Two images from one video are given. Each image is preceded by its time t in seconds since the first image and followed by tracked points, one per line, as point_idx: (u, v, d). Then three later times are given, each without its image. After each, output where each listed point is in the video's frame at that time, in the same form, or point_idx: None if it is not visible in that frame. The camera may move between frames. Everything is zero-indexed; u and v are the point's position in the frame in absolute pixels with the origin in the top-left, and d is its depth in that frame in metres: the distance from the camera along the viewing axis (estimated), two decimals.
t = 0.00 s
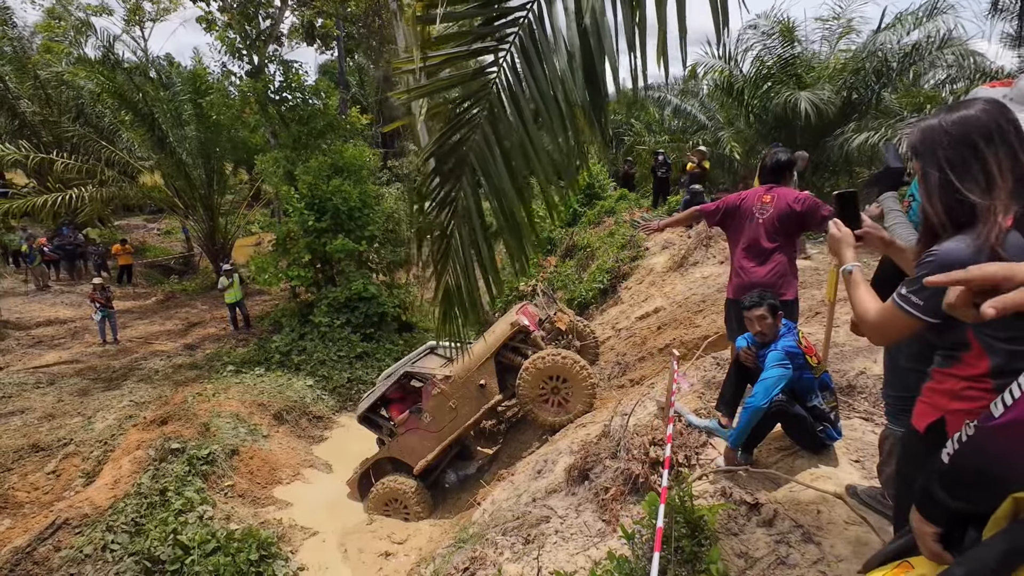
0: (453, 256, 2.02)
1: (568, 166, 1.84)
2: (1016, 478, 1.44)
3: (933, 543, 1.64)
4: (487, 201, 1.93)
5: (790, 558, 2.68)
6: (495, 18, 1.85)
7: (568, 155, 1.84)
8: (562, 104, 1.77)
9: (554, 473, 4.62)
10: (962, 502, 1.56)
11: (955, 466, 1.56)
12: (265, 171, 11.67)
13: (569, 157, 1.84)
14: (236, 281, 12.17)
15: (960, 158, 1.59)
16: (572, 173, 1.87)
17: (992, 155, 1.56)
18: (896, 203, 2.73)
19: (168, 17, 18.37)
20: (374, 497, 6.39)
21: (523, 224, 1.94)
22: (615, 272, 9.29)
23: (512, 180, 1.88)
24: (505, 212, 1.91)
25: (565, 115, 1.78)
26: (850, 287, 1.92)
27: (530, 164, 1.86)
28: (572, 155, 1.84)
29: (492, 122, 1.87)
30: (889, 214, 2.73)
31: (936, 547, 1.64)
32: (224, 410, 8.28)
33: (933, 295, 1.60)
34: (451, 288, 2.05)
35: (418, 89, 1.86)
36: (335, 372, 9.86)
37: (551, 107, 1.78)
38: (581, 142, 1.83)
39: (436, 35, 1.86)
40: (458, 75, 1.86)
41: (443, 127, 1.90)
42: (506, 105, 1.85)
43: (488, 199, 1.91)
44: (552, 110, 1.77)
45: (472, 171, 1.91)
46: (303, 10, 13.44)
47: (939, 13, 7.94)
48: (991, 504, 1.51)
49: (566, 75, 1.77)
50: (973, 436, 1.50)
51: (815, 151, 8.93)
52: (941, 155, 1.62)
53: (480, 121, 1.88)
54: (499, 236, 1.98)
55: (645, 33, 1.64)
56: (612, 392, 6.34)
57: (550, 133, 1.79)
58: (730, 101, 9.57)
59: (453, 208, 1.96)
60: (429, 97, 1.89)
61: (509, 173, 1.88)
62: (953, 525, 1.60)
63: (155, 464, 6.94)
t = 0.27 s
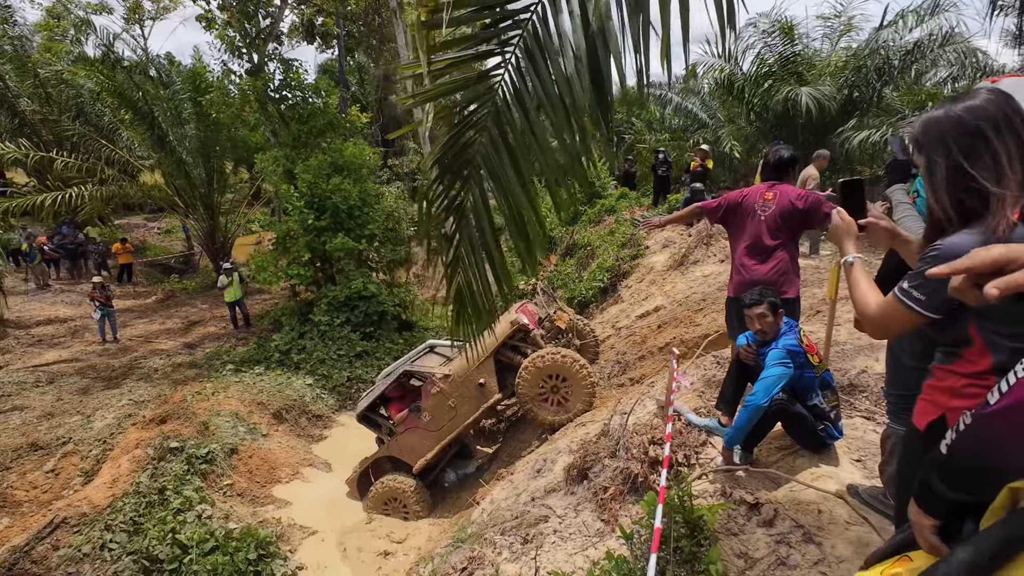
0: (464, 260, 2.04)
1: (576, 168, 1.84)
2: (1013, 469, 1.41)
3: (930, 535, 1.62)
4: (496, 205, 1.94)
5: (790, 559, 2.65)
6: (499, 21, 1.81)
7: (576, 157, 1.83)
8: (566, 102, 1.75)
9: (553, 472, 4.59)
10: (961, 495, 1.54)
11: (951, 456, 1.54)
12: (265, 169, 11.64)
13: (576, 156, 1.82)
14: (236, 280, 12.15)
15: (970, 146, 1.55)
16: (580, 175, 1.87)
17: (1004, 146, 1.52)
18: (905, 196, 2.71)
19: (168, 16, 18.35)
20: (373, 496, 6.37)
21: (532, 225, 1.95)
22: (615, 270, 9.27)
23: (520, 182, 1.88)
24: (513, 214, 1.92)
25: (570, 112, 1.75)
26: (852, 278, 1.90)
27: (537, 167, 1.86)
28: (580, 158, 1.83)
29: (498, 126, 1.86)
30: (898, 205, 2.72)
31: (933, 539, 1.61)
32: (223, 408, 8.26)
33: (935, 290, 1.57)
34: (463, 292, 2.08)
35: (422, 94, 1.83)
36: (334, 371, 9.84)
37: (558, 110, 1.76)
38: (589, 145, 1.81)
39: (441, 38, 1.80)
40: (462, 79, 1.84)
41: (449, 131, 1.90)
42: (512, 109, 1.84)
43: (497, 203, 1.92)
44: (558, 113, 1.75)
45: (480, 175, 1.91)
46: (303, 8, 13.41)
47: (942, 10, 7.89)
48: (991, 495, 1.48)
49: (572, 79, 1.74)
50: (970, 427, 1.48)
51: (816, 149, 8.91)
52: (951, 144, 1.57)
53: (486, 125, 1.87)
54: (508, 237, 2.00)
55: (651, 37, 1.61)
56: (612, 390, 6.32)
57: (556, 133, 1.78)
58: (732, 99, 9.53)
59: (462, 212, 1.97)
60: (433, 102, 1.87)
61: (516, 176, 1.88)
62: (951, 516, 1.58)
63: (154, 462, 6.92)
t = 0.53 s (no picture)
0: (468, 259, 2.01)
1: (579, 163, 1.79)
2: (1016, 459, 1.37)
3: (935, 530, 1.59)
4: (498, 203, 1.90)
5: (790, 560, 2.61)
6: (496, 15, 1.76)
7: (579, 153, 1.78)
8: (568, 95, 1.70)
9: (551, 471, 4.55)
10: (965, 485, 1.50)
11: (956, 447, 1.50)
12: (265, 167, 11.60)
13: (579, 151, 1.77)
14: (235, 278, 12.12)
15: (979, 127, 1.50)
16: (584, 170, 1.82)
17: (1012, 127, 1.46)
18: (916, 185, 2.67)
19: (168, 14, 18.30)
20: (370, 495, 6.33)
21: (536, 223, 1.91)
22: (615, 269, 9.22)
23: (523, 179, 1.85)
24: (516, 212, 1.88)
25: (571, 105, 1.71)
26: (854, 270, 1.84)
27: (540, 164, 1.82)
28: (584, 152, 1.78)
29: (499, 123, 1.82)
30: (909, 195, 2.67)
31: (938, 534, 1.58)
32: (221, 407, 8.22)
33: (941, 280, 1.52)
34: (467, 291, 2.06)
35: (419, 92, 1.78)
36: (333, 370, 9.80)
37: (559, 106, 1.71)
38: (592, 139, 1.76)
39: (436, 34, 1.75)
40: (460, 76, 1.80)
41: (448, 129, 1.86)
42: (513, 105, 1.80)
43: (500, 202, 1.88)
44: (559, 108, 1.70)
45: (481, 173, 1.87)
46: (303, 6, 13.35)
47: (945, 6, 7.82)
48: (995, 486, 1.44)
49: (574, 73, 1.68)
50: (974, 418, 1.44)
51: (818, 146, 8.86)
52: (959, 125, 1.53)
53: (486, 122, 1.83)
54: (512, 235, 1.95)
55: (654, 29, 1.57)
56: (611, 389, 6.27)
57: (558, 129, 1.74)
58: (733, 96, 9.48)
59: (465, 211, 1.93)
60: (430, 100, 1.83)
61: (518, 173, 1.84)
62: (956, 510, 1.54)
63: (150, 461, 6.89)
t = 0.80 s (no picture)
0: (469, 262, 1.97)
1: (582, 163, 1.77)
2: None
3: (954, 529, 1.58)
4: (499, 205, 1.87)
5: (794, 562, 2.58)
6: (497, 14, 1.74)
7: (583, 153, 1.76)
8: (570, 94, 1.68)
9: (552, 470, 4.53)
10: (983, 484, 1.48)
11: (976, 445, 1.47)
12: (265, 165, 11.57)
13: (582, 151, 1.75)
14: (236, 277, 12.10)
15: (995, 111, 1.47)
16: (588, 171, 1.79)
17: (1020, 117, 1.44)
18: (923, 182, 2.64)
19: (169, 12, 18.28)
20: (371, 493, 6.31)
21: (539, 225, 1.87)
22: (617, 267, 9.19)
23: (525, 180, 1.83)
24: (518, 214, 1.85)
25: (574, 104, 1.69)
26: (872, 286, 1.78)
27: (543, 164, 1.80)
28: (588, 152, 1.76)
29: (501, 123, 1.80)
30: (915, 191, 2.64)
31: (957, 534, 1.56)
32: (222, 405, 8.22)
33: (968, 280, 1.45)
34: (470, 295, 2.03)
35: (418, 93, 1.76)
36: (334, 368, 9.79)
37: (562, 104, 1.69)
38: (596, 139, 1.74)
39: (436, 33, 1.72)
40: (461, 76, 1.78)
41: (449, 130, 1.83)
42: (514, 104, 1.78)
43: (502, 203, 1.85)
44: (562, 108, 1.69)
45: (483, 174, 1.84)
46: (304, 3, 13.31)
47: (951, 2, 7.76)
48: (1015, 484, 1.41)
49: (576, 73, 1.67)
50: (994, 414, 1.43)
51: (821, 144, 8.82)
52: (975, 109, 1.50)
53: (488, 122, 1.80)
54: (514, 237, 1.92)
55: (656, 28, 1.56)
56: (613, 387, 6.24)
57: (559, 129, 1.72)
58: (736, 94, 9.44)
59: (467, 213, 1.89)
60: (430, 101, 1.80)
61: (519, 173, 1.82)
62: (976, 510, 1.52)
63: (151, 459, 6.88)
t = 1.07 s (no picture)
0: (468, 262, 1.94)
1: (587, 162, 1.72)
2: None
3: (984, 526, 1.48)
4: (500, 204, 1.84)
5: (803, 560, 2.56)
6: (502, 10, 1.73)
7: (587, 151, 1.71)
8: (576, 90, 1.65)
9: (556, 466, 4.51)
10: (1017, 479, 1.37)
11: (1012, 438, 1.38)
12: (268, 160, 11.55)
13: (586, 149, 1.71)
14: (238, 273, 12.10)
15: None
16: (593, 171, 1.74)
17: None
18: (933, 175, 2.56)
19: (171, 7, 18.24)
20: (374, 489, 6.31)
21: (540, 225, 1.83)
22: (620, 263, 9.16)
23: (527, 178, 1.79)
24: (519, 212, 1.81)
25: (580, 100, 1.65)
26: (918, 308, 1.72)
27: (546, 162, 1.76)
28: (592, 151, 1.71)
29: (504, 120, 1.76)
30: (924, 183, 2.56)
31: (990, 533, 1.46)
32: (224, 400, 8.23)
33: (1015, 260, 1.38)
34: (469, 295, 1.99)
35: (419, 88, 1.74)
36: (337, 364, 9.79)
37: (568, 100, 1.66)
38: (601, 137, 1.69)
39: (441, 29, 1.71)
40: (464, 71, 1.76)
41: (451, 127, 1.81)
42: (518, 101, 1.74)
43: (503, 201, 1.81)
44: (567, 103, 1.66)
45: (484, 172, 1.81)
46: None
47: None
48: None
49: (583, 68, 1.62)
50: None
51: (826, 139, 8.77)
52: (1010, 77, 1.45)
53: (491, 119, 1.78)
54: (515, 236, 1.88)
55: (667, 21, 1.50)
56: (616, 383, 6.22)
57: (564, 125, 1.69)
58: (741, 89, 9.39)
59: (467, 211, 1.87)
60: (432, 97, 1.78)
61: (521, 170, 1.79)
62: (1008, 508, 1.42)
63: (154, 454, 6.88)
